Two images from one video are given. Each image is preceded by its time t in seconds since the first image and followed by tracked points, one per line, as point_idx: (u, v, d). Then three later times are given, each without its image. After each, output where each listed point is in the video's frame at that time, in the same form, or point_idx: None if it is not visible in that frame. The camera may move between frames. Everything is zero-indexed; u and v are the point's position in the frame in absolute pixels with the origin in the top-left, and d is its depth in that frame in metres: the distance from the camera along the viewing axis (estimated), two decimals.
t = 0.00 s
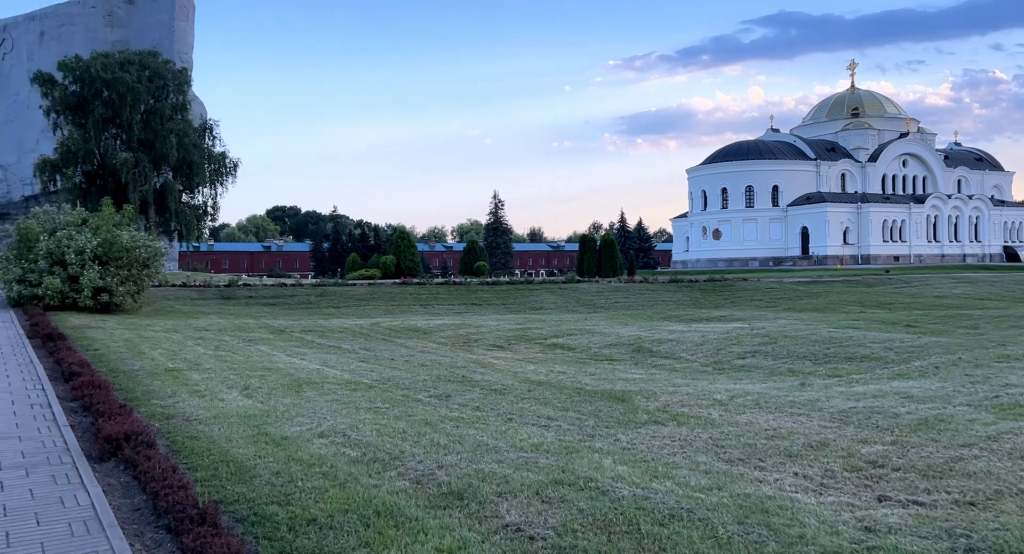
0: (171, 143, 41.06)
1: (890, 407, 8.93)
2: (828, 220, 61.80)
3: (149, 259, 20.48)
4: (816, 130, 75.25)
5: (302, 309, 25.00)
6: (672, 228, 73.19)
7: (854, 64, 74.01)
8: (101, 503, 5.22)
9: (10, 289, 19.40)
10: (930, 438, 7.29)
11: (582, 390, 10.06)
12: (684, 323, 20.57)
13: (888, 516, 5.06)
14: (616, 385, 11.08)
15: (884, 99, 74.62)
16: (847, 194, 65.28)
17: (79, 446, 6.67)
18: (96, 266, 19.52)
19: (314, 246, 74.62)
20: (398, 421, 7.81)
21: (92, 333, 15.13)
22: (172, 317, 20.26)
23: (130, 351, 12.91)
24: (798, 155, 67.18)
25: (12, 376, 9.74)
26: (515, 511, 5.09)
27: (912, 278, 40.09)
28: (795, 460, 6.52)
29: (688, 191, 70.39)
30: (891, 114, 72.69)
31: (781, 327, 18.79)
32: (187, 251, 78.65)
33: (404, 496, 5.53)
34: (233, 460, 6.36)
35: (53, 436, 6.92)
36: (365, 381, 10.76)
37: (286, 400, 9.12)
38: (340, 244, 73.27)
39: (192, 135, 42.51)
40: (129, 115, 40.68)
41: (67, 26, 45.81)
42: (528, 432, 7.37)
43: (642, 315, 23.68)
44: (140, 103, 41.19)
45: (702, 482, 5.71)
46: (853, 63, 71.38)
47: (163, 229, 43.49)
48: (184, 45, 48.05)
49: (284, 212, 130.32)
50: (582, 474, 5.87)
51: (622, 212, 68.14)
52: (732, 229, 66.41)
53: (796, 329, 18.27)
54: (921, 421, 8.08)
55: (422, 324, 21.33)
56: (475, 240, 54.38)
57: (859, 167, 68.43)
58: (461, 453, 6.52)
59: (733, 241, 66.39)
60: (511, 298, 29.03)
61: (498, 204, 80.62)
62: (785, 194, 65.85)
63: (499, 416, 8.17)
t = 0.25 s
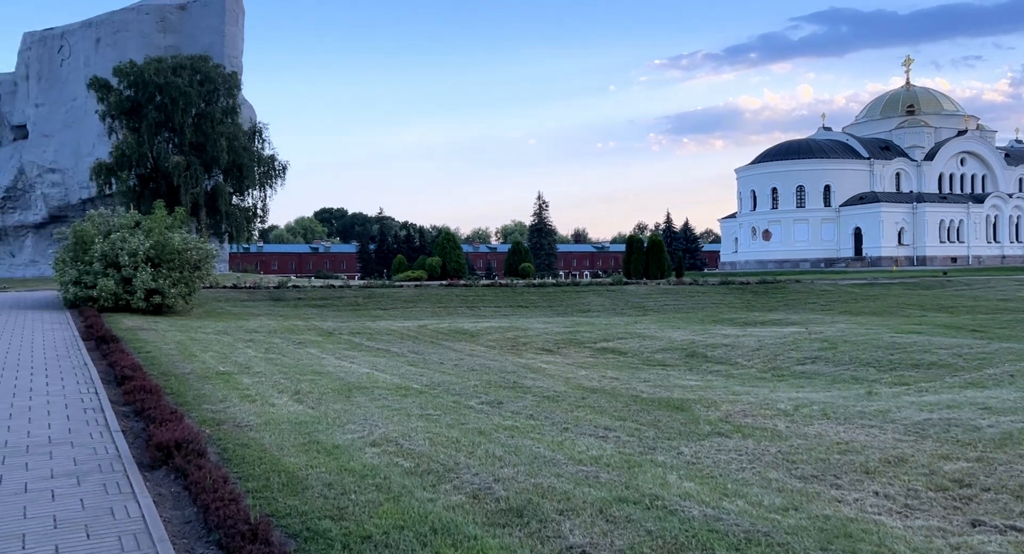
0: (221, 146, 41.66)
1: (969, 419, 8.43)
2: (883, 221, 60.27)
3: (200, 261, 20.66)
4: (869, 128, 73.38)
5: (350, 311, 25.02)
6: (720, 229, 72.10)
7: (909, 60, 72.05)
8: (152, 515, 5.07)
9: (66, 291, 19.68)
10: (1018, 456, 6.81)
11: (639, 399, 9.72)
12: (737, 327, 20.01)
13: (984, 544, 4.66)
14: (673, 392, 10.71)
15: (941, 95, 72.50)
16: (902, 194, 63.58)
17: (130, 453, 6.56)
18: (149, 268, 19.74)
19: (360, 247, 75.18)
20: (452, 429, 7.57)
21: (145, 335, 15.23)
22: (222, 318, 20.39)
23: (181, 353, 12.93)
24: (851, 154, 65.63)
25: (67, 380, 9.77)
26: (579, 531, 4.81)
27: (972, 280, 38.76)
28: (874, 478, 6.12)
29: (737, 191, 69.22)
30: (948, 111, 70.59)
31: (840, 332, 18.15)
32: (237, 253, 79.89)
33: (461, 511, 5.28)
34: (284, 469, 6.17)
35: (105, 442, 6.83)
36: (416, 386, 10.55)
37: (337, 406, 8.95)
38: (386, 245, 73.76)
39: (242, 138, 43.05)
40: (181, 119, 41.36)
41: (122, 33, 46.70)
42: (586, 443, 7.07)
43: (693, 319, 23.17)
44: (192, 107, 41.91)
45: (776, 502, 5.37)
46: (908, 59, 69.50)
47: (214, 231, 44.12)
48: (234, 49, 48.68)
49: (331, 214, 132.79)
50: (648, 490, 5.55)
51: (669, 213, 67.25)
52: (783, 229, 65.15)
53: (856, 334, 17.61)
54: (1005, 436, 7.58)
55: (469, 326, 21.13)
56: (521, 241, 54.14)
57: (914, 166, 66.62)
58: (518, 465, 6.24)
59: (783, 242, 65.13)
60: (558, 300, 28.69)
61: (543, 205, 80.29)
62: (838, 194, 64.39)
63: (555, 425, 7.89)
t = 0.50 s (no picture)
0: (276, 148, 42.22)
1: None
2: (945, 221, 58.45)
3: (256, 261, 20.80)
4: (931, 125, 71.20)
5: (403, 311, 24.97)
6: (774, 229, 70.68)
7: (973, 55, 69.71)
8: (210, 522, 4.92)
9: (126, 290, 19.96)
10: None
11: (704, 404, 9.35)
12: (798, 330, 19.40)
13: None
14: (739, 398, 10.31)
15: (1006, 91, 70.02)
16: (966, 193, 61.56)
17: (188, 456, 6.46)
18: (206, 268, 19.93)
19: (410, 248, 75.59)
20: (513, 434, 7.31)
21: (202, 334, 15.32)
22: (277, 318, 20.50)
23: (238, 353, 12.93)
24: (911, 152, 63.76)
25: (126, 379, 9.80)
26: (656, 550, 4.51)
27: None
28: (968, 494, 5.70)
29: (792, 190, 67.69)
30: (1015, 107, 68.11)
31: (908, 336, 17.44)
32: (290, 253, 80.99)
33: (528, 523, 5.02)
34: (343, 475, 5.98)
35: (164, 444, 6.75)
36: (472, 388, 10.31)
37: (394, 409, 8.76)
38: (436, 246, 74.05)
39: (295, 140, 43.54)
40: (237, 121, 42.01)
41: (180, 37, 47.61)
42: (655, 452, 6.74)
43: (751, 321, 22.56)
44: (247, 109, 42.52)
45: (866, 520, 5.00)
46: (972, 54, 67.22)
47: (268, 232, 44.69)
48: (288, 52, 49.26)
49: (382, 215, 134.13)
50: (726, 505, 5.23)
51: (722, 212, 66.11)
52: (840, 229, 63.50)
53: (926, 338, 16.92)
54: None
55: (522, 327, 20.88)
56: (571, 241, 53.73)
57: (979, 164, 64.51)
58: (585, 475, 5.94)
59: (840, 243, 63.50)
60: (611, 302, 28.26)
61: (592, 205, 79.72)
62: (898, 193, 62.63)
63: (619, 432, 7.58)
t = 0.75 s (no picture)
0: (331, 150, 42.62)
1: None
2: (1014, 221, 56.54)
3: (313, 263, 20.91)
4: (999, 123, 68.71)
5: (457, 312, 24.87)
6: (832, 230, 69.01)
7: None
8: (275, 533, 4.76)
9: (186, 291, 20.18)
10: None
11: (776, 413, 8.95)
12: (866, 335, 18.71)
13: None
14: (811, 406, 9.88)
15: None
16: None
17: (250, 461, 6.32)
18: (264, 268, 20.06)
19: (461, 249, 75.74)
20: (579, 442, 7.01)
21: (260, 335, 15.37)
22: (333, 319, 20.55)
23: (296, 355, 12.89)
24: (978, 150, 61.65)
25: (187, 380, 9.79)
26: None
27: None
28: None
29: (852, 190, 65.75)
30: None
31: (984, 341, 16.67)
32: (344, 254, 81.88)
33: (603, 540, 4.73)
34: (407, 484, 5.76)
35: (225, 448, 6.64)
36: (533, 391, 10.05)
37: (455, 413, 8.54)
38: (486, 247, 74.09)
39: (350, 142, 43.89)
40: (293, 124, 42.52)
41: (238, 42, 48.42)
42: (731, 464, 6.39)
43: (813, 324, 21.89)
44: (303, 112, 43.02)
45: (970, 544, 4.63)
46: None
47: (323, 234, 45.10)
48: (343, 55, 49.73)
49: (433, 216, 134.91)
50: (815, 524, 4.89)
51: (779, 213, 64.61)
52: (902, 230, 61.40)
53: (1004, 344, 16.13)
54: None
55: (578, 330, 20.58)
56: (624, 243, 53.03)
57: None
58: (660, 488, 5.63)
59: (902, 244, 61.44)
60: (667, 304, 27.76)
61: (644, 206, 78.91)
62: (964, 193, 60.67)
63: (690, 442, 7.24)
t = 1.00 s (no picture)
0: (394, 152, 42.88)
1: None
2: None
3: (376, 264, 20.92)
4: None
5: (519, 314, 24.62)
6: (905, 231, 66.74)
7: None
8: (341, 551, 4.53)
9: (253, 291, 20.38)
10: None
11: (863, 427, 8.43)
12: (949, 342, 17.82)
13: None
14: (900, 419, 9.30)
15: None
16: None
17: (315, 470, 6.14)
18: (329, 270, 20.14)
19: (521, 250, 75.63)
20: (655, 456, 6.64)
21: (325, 336, 15.36)
22: (396, 321, 20.51)
23: (360, 357, 12.78)
24: None
25: (253, 384, 9.73)
26: None
27: None
28: None
29: (926, 190, 63.51)
30: None
31: None
32: (405, 255, 82.61)
33: None
34: (477, 498, 5.48)
35: (290, 456, 6.48)
36: (602, 399, 9.70)
37: (523, 420, 8.24)
38: (546, 247, 73.86)
39: (412, 143, 44.11)
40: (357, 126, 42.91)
41: (304, 46, 49.12)
42: (824, 484, 5.94)
43: (891, 330, 20.99)
44: (367, 114, 43.38)
45: None
46: None
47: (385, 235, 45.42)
48: (406, 58, 50.01)
49: (493, 217, 135.22)
50: None
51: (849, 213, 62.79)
52: (980, 231, 59.06)
53: None
54: None
55: (643, 333, 20.11)
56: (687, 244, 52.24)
57: None
58: (748, 511, 5.22)
59: (980, 245, 59.09)
60: (734, 307, 27.04)
61: (707, 206, 77.62)
62: None
63: (775, 458, 6.80)
